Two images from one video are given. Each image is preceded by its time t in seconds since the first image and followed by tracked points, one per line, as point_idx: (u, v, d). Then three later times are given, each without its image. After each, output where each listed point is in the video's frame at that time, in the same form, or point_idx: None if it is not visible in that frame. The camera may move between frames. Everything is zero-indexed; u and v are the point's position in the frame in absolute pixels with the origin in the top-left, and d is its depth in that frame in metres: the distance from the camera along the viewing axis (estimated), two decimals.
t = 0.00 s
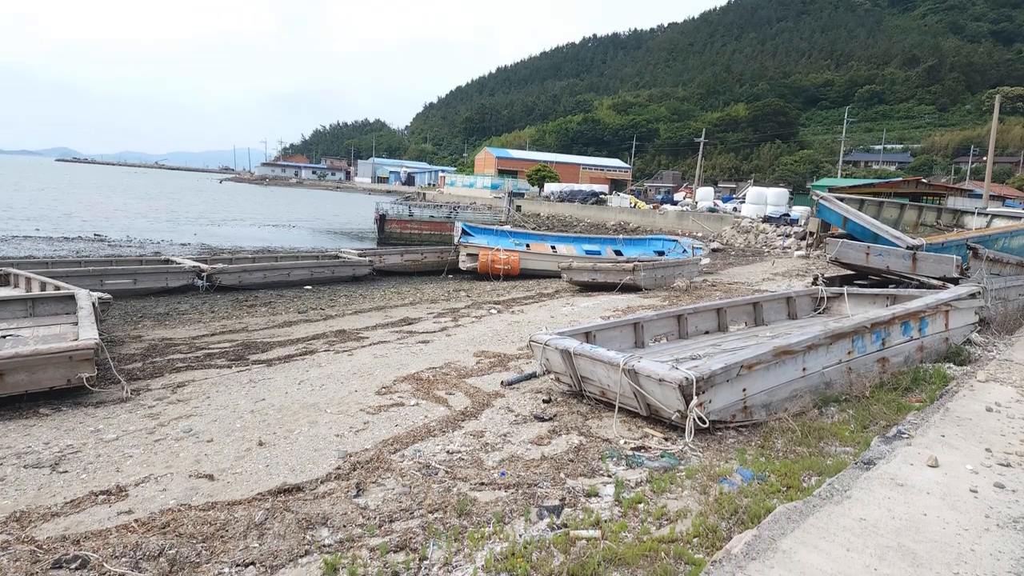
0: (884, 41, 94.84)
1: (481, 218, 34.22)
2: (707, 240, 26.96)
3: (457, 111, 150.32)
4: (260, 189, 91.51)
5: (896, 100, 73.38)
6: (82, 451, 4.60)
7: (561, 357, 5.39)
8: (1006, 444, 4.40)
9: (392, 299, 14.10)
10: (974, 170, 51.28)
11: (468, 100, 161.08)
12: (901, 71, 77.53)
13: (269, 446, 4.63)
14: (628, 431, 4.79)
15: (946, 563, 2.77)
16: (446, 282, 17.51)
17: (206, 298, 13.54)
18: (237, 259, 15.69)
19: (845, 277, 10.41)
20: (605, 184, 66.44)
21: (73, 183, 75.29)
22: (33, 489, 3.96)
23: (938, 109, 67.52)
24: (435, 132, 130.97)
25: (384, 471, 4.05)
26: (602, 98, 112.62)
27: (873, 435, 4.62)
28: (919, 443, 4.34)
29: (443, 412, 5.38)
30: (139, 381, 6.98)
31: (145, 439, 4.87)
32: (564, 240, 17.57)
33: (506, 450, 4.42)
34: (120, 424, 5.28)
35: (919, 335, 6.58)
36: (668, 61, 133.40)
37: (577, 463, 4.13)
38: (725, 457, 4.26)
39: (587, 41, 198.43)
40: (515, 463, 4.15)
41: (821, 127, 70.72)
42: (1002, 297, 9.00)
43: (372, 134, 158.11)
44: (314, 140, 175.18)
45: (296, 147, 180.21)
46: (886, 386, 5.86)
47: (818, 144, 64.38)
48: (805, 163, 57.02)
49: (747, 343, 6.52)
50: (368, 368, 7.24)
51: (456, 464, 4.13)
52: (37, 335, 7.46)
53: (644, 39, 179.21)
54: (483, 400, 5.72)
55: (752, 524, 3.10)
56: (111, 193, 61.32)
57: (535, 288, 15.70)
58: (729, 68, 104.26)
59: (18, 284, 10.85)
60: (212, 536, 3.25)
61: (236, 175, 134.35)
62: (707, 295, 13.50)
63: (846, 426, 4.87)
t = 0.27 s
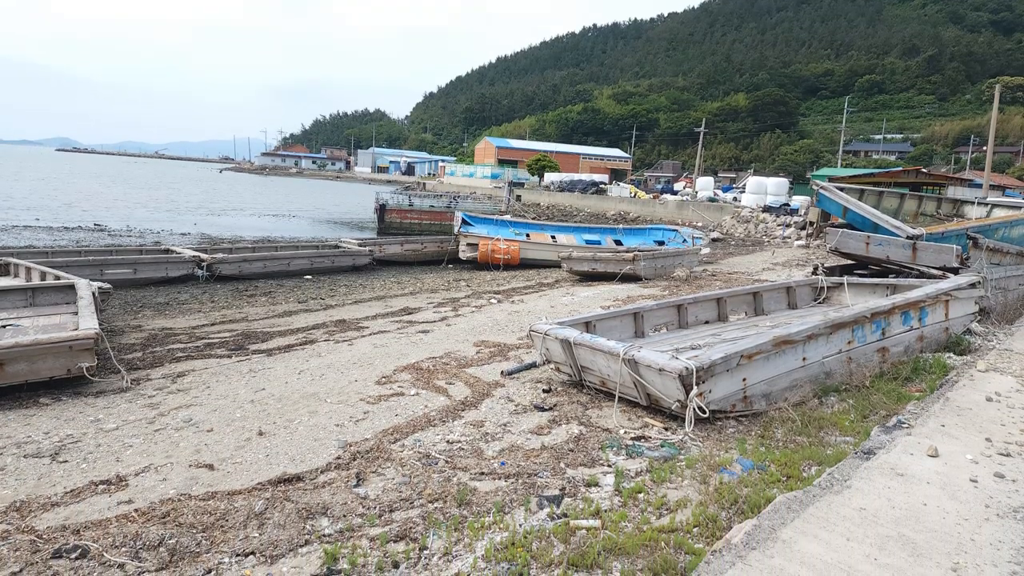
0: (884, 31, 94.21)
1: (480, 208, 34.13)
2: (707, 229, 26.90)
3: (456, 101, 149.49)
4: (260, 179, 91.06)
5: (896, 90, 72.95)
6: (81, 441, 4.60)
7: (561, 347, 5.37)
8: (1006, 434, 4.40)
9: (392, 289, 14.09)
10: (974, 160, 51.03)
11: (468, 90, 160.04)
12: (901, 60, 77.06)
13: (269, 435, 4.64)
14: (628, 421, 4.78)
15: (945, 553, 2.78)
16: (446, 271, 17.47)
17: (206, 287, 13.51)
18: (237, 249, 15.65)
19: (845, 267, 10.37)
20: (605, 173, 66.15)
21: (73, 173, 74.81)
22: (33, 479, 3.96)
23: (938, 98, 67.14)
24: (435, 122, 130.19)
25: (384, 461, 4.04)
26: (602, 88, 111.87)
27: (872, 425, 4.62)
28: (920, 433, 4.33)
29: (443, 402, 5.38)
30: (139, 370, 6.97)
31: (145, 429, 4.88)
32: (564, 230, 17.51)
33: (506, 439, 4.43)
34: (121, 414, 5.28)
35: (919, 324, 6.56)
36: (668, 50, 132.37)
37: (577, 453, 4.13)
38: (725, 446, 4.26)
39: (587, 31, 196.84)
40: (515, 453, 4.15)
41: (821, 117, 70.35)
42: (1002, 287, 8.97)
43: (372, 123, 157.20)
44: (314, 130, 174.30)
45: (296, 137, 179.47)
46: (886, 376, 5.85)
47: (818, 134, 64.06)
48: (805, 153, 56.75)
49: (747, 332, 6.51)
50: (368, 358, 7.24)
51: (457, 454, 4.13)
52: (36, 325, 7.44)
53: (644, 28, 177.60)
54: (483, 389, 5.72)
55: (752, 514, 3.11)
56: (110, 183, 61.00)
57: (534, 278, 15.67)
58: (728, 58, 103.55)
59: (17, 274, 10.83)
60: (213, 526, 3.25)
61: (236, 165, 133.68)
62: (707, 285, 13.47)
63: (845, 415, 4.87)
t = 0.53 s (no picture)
0: (884, 20, 93.53)
1: (480, 197, 33.99)
2: (707, 219, 26.81)
3: (456, 91, 148.54)
4: (260, 169, 90.64)
5: (896, 80, 72.51)
6: (81, 430, 4.60)
7: (561, 337, 5.36)
8: (1006, 423, 4.40)
9: (392, 279, 14.04)
10: (974, 150, 50.78)
11: (468, 80, 158.88)
12: (901, 50, 76.56)
13: (269, 425, 4.63)
14: (628, 411, 4.78)
15: (946, 542, 2.78)
16: (446, 261, 17.44)
17: (206, 277, 13.49)
18: (237, 239, 15.61)
19: (844, 257, 10.35)
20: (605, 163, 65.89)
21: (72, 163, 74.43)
22: (33, 469, 3.97)
23: (938, 89, 66.74)
24: (435, 112, 129.47)
25: (384, 450, 4.05)
26: (602, 78, 111.16)
27: (873, 415, 4.62)
28: (919, 422, 4.34)
29: (443, 392, 5.38)
30: (139, 360, 6.97)
31: (145, 418, 4.88)
32: (564, 220, 17.45)
33: (506, 429, 4.42)
34: (120, 404, 5.28)
35: (919, 314, 6.55)
36: (668, 40, 131.38)
37: (577, 443, 4.12)
38: (725, 436, 4.26)
39: (586, 22, 195.24)
40: (515, 443, 4.14)
41: (821, 107, 69.96)
42: (1002, 277, 8.94)
43: (371, 113, 156.17)
44: (314, 120, 173.30)
45: (295, 126, 178.68)
46: (886, 366, 5.84)
47: (818, 124, 63.72)
48: (805, 143, 56.47)
49: (748, 322, 6.49)
50: (368, 348, 7.23)
51: (457, 444, 4.14)
52: (37, 314, 7.43)
53: (644, 18, 176.16)
54: (484, 378, 5.73)
55: (752, 504, 3.11)
56: (110, 173, 60.69)
57: (534, 267, 15.64)
58: (729, 47, 102.77)
59: (18, 264, 10.81)
60: (213, 516, 3.25)
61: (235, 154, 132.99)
62: (707, 274, 13.43)
63: (845, 405, 4.87)
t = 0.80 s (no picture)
0: (885, 10, 92.82)
1: (481, 187, 33.83)
2: (707, 209, 26.73)
3: (456, 81, 147.54)
4: (259, 158, 90.26)
5: (896, 69, 72.06)
6: (81, 421, 4.60)
7: (561, 327, 5.35)
8: (1006, 413, 4.40)
9: (392, 268, 14.00)
10: (974, 140, 50.52)
11: (467, 69, 157.85)
12: (901, 40, 76.03)
13: (269, 415, 4.63)
14: (628, 400, 4.78)
15: (946, 532, 2.78)
16: (446, 251, 17.39)
17: (206, 267, 13.45)
18: (237, 229, 15.54)
19: (845, 247, 10.31)
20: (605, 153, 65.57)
21: (72, 152, 74.12)
22: (33, 458, 3.97)
23: (938, 78, 66.33)
24: (435, 101, 128.65)
25: (384, 440, 4.04)
26: (602, 67, 110.40)
27: (873, 404, 4.62)
28: (919, 412, 4.33)
29: (443, 381, 5.39)
30: (139, 350, 6.96)
31: (145, 408, 4.88)
32: (564, 210, 17.37)
33: (506, 419, 4.42)
34: (120, 394, 5.28)
35: (919, 304, 6.53)
36: (668, 29, 130.32)
37: (577, 432, 4.13)
38: (725, 426, 4.26)
39: (586, 12, 193.63)
40: (515, 432, 4.14)
41: (821, 97, 69.52)
42: (1003, 267, 8.90)
43: (371, 103, 155.26)
44: (314, 110, 172.36)
45: (295, 116, 177.91)
46: (886, 355, 5.83)
47: (818, 114, 63.36)
48: (805, 133, 56.17)
49: (748, 312, 6.47)
50: (368, 337, 7.22)
51: (457, 434, 4.13)
52: (36, 304, 7.41)
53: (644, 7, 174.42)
54: (483, 368, 5.73)
55: (752, 494, 3.11)
56: (109, 163, 60.47)
57: (535, 257, 15.59)
58: (729, 37, 102.01)
59: (18, 254, 10.78)
60: (213, 506, 3.25)
61: (235, 144, 132.37)
62: (707, 264, 13.40)
63: (846, 394, 4.86)
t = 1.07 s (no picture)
0: None
1: (481, 177, 33.66)
2: (707, 199, 26.62)
3: (455, 71, 146.49)
4: (259, 148, 89.83)
5: (896, 59, 71.61)
6: (81, 410, 4.60)
7: (561, 316, 5.33)
8: (1006, 403, 4.39)
9: (392, 258, 13.96)
10: (973, 130, 50.25)
11: (467, 59, 156.71)
12: (901, 29, 75.46)
13: (269, 405, 4.63)
14: (628, 390, 4.78)
15: (945, 522, 2.78)
16: (446, 241, 17.34)
17: (206, 257, 13.41)
18: (237, 219, 15.48)
19: (844, 237, 10.27)
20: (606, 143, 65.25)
21: (71, 142, 73.79)
22: (33, 448, 3.97)
23: (938, 68, 65.91)
24: (435, 91, 127.87)
25: (384, 430, 4.05)
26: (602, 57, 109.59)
27: (873, 394, 4.62)
28: (919, 402, 4.32)
29: (443, 371, 5.38)
30: (140, 340, 6.95)
31: (145, 398, 4.87)
32: (564, 199, 17.31)
33: (506, 409, 4.42)
34: (121, 383, 5.28)
35: (919, 294, 6.51)
36: (668, 19, 129.29)
37: (577, 422, 4.12)
38: (725, 416, 4.26)
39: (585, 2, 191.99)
40: (515, 422, 4.14)
41: (821, 87, 69.01)
42: (1002, 257, 8.87)
43: (371, 93, 154.34)
44: (314, 100, 171.44)
45: (295, 107, 177.05)
46: (885, 345, 5.83)
47: (818, 104, 62.99)
48: (805, 123, 55.87)
49: (747, 302, 6.46)
50: (368, 327, 7.20)
51: (456, 424, 4.13)
52: (36, 294, 7.40)
53: None
54: (483, 358, 5.72)
55: (753, 483, 3.11)
56: (109, 152, 60.17)
57: (535, 247, 15.55)
58: (729, 26, 101.21)
59: (17, 243, 10.76)
60: (213, 494, 3.26)
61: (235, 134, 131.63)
62: (707, 254, 13.36)
63: (846, 384, 4.86)
